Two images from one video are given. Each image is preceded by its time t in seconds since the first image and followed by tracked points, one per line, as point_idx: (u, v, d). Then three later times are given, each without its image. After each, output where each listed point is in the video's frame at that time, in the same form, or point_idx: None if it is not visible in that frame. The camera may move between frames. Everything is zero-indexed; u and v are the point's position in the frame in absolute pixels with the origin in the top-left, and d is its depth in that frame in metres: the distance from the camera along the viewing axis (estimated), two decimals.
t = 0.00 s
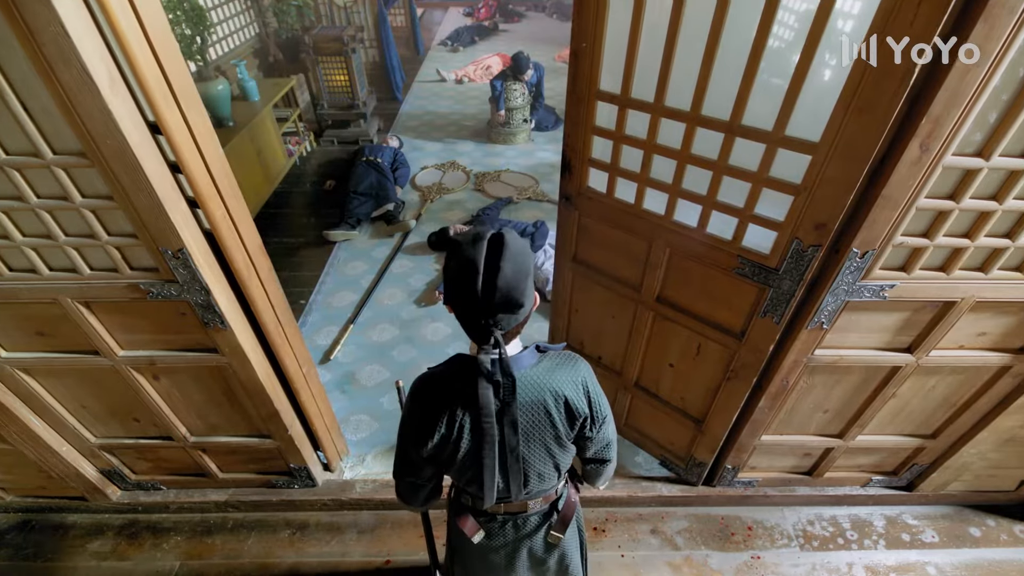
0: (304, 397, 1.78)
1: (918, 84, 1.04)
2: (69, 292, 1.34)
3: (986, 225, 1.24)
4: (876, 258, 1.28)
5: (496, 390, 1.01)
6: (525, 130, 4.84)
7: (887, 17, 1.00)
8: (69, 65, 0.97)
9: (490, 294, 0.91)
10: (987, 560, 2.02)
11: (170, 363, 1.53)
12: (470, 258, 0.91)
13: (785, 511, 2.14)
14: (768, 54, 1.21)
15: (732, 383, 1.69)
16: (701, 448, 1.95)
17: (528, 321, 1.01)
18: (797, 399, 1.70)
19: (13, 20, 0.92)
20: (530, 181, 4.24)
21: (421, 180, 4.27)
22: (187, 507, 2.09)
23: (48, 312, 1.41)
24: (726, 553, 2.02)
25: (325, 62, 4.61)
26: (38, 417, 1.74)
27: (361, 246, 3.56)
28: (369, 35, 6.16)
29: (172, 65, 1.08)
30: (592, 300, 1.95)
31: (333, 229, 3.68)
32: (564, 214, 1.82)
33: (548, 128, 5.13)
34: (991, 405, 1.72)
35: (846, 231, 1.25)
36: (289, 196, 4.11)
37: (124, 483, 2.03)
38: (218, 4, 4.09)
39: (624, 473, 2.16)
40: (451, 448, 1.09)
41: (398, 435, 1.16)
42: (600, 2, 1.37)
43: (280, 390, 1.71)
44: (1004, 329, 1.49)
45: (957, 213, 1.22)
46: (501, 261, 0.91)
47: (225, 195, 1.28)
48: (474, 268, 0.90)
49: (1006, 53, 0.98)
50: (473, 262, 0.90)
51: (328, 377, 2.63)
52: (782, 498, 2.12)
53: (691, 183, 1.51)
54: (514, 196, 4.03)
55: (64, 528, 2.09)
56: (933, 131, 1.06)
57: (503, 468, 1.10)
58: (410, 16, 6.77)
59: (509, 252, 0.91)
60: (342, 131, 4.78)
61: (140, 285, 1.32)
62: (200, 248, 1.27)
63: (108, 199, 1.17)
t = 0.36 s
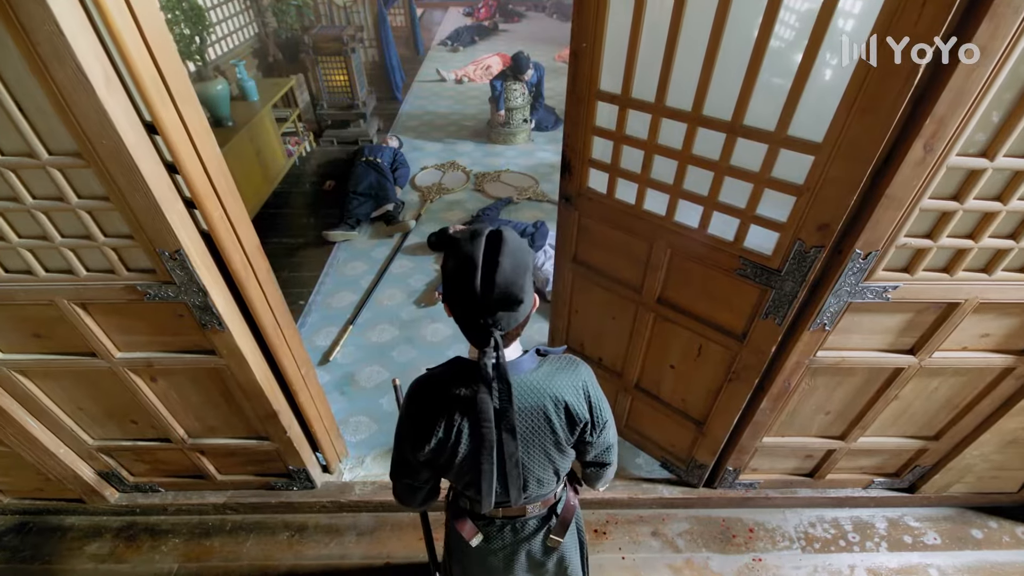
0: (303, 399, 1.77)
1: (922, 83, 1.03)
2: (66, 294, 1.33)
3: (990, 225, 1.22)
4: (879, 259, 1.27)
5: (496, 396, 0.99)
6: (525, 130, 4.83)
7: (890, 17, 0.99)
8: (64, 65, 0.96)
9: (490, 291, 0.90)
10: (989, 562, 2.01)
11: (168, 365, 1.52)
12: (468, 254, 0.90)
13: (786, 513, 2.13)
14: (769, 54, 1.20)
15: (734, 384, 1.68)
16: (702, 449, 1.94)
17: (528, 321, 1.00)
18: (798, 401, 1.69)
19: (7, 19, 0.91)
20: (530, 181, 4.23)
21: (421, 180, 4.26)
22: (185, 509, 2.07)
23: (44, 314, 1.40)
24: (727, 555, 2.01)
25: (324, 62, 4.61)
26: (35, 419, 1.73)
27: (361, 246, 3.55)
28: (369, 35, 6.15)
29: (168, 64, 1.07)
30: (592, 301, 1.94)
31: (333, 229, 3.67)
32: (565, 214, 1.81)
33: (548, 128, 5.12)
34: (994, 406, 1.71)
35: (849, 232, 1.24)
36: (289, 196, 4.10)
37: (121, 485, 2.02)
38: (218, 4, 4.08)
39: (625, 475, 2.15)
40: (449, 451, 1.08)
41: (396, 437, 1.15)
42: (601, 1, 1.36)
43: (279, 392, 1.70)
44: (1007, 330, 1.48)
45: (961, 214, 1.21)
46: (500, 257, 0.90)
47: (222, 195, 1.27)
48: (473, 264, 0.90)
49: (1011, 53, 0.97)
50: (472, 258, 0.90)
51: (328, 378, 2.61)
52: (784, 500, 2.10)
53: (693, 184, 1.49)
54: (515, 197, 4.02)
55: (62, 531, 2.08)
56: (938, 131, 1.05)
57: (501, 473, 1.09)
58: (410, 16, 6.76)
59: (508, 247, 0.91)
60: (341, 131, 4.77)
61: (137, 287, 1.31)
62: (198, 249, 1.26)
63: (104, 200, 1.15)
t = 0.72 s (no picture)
0: (303, 400, 1.77)
1: (926, 82, 1.02)
2: (63, 295, 1.32)
3: (994, 226, 1.22)
4: (882, 260, 1.26)
5: (495, 394, 0.98)
6: (525, 130, 4.82)
7: (894, 15, 0.98)
8: (60, 64, 0.95)
9: (485, 283, 0.90)
10: (991, 563, 2.01)
11: (166, 366, 1.51)
12: (465, 246, 0.91)
13: (788, 514, 2.13)
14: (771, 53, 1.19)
15: (735, 386, 1.67)
16: (703, 451, 1.93)
17: (526, 318, 0.98)
18: (800, 402, 1.68)
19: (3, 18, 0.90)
20: (530, 181, 4.22)
21: (421, 180, 4.25)
22: (183, 510, 2.06)
23: (41, 314, 1.39)
24: (728, 556, 2.00)
25: (324, 62, 4.60)
26: (33, 420, 1.72)
27: (361, 246, 3.54)
28: (369, 35, 6.13)
29: (166, 63, 1.06)
30: (593, 301, 1.93)
31: (332, 229, 3.67)
32: (565, 214, 1.80)
33: (548, 128, 5.10)
34: (997, 407, 1.70)
35: (852, 233, 1.23)
36: (289, 196, 4.09)
37: (120, 486, 2.01)
38: (217, 3, 4.06)
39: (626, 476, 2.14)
40: (446, 451, 1.07)
41: (393, 437, 1.14)
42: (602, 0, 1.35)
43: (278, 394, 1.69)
44: (1010, 331, 1.47)
45: (965, 214, 1.20)
46: (495, 248, 0.90)
47: (220, 195, 1.26)
48: (468, 256, 0.90)
49: (1016, 52, 0.96)
50: (468, 250, 0.90)
51: (328, 378, 2.61)
52: (785, 501, 2.10)
53: (694, 184, 1.48)
54: (515, 197, 4.01)
55: (60, 531, 2.07)
56: (941, 130, 1.04)
57: (499, 474, 1.08)
58: (410, 15, 6.75)
59: (504, 240, 0.91)
60: (341, 131, 4.76)
61: (135, 287, 1.30)
62: (196, 250, 1.25)
63: (101, 200, 1.15)
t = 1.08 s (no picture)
0: (303, 401, 1.77)
1: (928, 83, 1.02)
2: (63, 295, 1.32)
3: (996, 226, 1.21)
4: (883, 260, 1.25)
5: (530, 360, 0.99)
6: (525, 130, 4.82)
7: (896, 15, 0.98)
8: (59, 64, 0.94)
9: (526, 253, 0.91)
10: (992, 564, 2.00)
11: (165, 366, 1.51)
12: (506, 218, 0.93)
13: (788, 515, 2.12)
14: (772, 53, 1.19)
15: (736, 386, 1.67)
16: (704, 451, 1.93)
17: (559, 291, 1.01)
18: (801, 402, 1.67)
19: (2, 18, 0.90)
20: (530, 181, 4.21)
21: (421, 180, 4.25)
22: (183, 511, 2.06)
23: (40, 315, 1.39)
24: (729, 557, 2.00)
25: (324, 62, 4.60)
26: (33, 421, 1.71)
27: (361, 246, 3.54)
28: (369, 35, 6.13)
29: (165, 62, 1.05)
30: (593, 300, 1.92)
31: (333, 229, 3.66)
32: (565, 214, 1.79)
33: (548, 128, 5.10)
34: (998, 408, 1.70)
35: (852, 233, 1.23)
36: (289, 196, 4.09)
37: (120, 487, 2.01)
38: (217, 3, 4.06)
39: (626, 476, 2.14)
40: (480, 423, 1.06)
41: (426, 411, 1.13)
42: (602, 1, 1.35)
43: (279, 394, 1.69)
44: (1012, 331, 1.46)
45: (966, 214, 1.20)
46: (538, 219, 0.93)
47: (220, 195, 1.25)
48: (512, 226, 0.92)
49: (1019, 52, 0.95)
50: (512, 220, 0.93)
51: (327, 379, 2.60)
52: (786, 502, 2.09)
53: (695, 184, 1.48)
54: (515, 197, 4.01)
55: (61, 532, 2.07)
56: (943, 130, 1.04)
57: (531, 445, 1.07)
58: (410, 15, 6.74)
59: (545, 213, 0.94)
60: (341, 131, 4.76)
61: (134, 288, 1.29)
62: (196, 250, 1.25)
63: (100, 200, 1.14)
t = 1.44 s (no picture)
0: (303, 404, 1.76)
1: (932, 84, 1.01)
2: (60, 297, 1.31)
3: (1000, 228, 1.20)
4: (886, 262, 1.25)
5: (567, 324, 1.13)
6: (525, 130, 4.81)
7: (900, 14, 0.97)
8: (57, 65, 0.93)
9: (564, 227, 1.05)
10: (994, 567, 1.99)
11: (164, 368, 1.50)
12: (545, 192, 1.07)
13: (790, 517, 2.11)
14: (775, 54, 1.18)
15: (738, 389, 1.66)
16: (705, 454, 1.92)
17: (587, 261, 1.15)
18: (803, 405, 1.66)
19: None
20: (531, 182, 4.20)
21: (421, 180, 4.24)
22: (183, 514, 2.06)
23: (38, 317, 1.38)
24: (731, 560, 1.99)
25: (324, 62, 4.60)
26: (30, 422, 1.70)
27: (361, 247, 3.53)
28: (369, 34, 6.11)
29: (163, 62, 1.04)
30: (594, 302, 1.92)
31: (333, 230, 3.66)
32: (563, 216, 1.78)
33: (548, 128, 5.09)
34: (1001, 411, 1.69)
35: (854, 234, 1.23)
36: (288, 197, 4.08)
37: (118, 489, 2.00)
38: (216, 3, 4.04)
39: (627, 479, 2.13)
40: (522, 393, 1.17)
41: (465, 388, 1.23)
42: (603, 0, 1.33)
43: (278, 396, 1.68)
44: (1016, 334, 1.45)
45: (971, 216, 1.19)
46: (573, 196, 1.07)
47: (218, 195, 1.24)
48: (551, 203, 1.06)
49: None
50: (550, 197, 1.06)
51: (327, 380, 2.59)
52: (787, 505, 2.08)
53: (696, 185, 1.47)
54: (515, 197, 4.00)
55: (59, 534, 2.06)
56: (948, 131, 1.03)
57: (568, 411, 1.20)
58: (410, 15, 6.73)
59: (577, 188, 1.08)
60: (341, 131, 4.75)
61: (132, 290, 1.28)
62: (195, 252, 1.24)
63: (98, 201, 1.13)
